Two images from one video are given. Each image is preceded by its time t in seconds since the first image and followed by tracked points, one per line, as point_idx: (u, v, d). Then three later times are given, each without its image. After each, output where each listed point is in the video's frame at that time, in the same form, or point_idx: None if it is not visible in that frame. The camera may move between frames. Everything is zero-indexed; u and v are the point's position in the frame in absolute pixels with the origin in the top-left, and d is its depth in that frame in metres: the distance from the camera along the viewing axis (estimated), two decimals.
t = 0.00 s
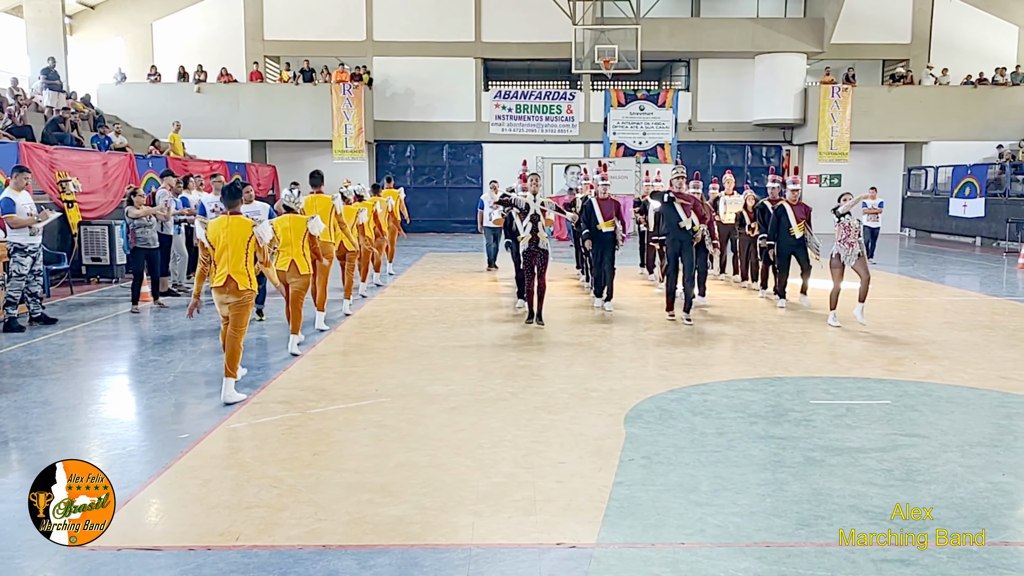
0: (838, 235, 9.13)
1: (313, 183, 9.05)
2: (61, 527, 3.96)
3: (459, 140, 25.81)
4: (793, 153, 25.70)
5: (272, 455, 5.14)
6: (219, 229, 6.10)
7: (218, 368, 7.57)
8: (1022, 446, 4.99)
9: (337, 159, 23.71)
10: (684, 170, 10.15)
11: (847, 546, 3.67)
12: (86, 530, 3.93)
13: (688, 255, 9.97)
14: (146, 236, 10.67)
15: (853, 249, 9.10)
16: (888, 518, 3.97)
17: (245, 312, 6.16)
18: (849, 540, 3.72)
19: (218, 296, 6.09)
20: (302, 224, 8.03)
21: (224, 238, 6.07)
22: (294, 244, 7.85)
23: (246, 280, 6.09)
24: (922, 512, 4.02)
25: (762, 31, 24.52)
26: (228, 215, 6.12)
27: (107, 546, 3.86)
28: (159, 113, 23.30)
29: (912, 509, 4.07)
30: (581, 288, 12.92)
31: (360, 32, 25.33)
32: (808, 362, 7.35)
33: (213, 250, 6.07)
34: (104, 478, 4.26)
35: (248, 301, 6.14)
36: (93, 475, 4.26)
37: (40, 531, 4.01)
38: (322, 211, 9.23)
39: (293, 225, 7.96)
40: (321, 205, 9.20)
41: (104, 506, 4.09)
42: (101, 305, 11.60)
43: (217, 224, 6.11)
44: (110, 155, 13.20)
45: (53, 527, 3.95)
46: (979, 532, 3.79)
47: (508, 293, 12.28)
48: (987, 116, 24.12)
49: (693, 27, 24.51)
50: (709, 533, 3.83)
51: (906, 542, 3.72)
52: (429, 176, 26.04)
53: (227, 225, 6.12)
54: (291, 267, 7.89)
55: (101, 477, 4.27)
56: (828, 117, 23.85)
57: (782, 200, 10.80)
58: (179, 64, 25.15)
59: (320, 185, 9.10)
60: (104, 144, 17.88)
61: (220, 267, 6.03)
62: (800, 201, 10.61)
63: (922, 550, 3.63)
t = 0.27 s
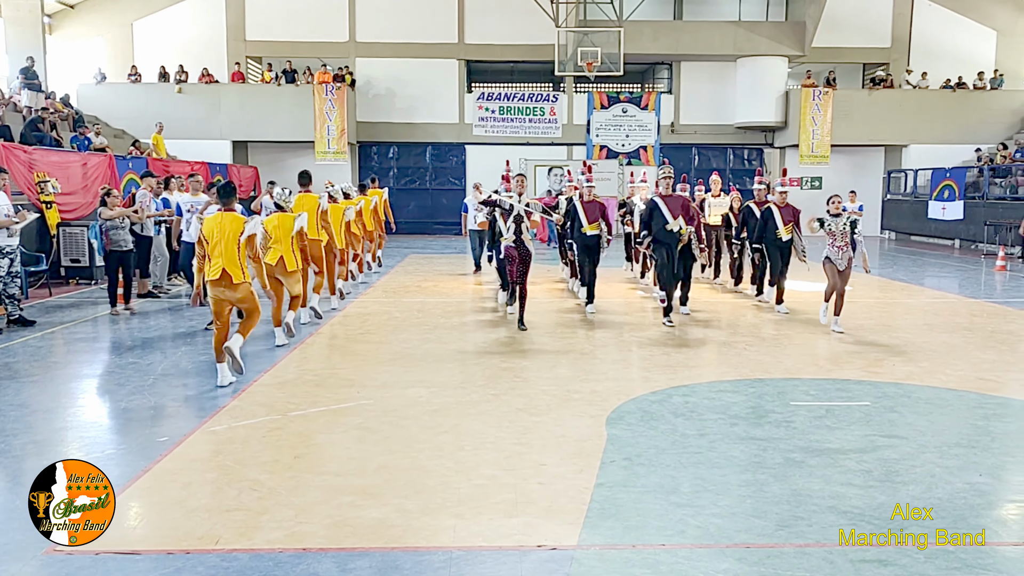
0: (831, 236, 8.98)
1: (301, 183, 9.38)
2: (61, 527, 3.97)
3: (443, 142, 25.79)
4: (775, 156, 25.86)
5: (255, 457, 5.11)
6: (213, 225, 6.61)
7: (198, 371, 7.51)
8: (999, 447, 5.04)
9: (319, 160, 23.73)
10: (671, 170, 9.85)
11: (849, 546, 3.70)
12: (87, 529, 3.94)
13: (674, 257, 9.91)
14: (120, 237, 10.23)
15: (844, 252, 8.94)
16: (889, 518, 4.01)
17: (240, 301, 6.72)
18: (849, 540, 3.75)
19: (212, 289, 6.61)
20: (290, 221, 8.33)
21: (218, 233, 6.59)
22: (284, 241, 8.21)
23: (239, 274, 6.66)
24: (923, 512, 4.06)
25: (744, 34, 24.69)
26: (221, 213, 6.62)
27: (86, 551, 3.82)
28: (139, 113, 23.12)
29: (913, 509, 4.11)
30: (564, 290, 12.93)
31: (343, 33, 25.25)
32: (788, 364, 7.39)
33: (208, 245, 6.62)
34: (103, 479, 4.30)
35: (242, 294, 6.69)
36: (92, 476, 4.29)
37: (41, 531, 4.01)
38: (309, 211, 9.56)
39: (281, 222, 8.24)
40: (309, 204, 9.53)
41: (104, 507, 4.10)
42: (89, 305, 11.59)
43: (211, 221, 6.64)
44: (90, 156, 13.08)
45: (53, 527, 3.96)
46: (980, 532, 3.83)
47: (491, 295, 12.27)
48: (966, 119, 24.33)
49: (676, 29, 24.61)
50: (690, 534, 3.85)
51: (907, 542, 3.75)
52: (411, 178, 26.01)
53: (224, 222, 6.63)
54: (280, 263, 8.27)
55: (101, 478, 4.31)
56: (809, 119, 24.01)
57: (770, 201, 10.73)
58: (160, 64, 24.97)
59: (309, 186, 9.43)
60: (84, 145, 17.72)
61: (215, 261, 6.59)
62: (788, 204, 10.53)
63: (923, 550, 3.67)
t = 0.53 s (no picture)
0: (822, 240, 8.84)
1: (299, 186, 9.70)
2: (61, 527, 3.98)
3: (433, 143, 25.79)
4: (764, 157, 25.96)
5: (244, 459, 5.11)
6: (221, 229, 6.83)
7: (190, 373, 7.50)
8: (986, 447, 5.07)
9: (310, 161, 23.49)
10: (661, 171, 9.59)
11: (849, 546, 3.72)
12: (87, 529, 3.96)
13: (669, 263, 9.62)
14: (105, 240, 9.97)
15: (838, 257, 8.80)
16: (890, 518, 4.04)
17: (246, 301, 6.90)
18: (849, 540, 3.78)
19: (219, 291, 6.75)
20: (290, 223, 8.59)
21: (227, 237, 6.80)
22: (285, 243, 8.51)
23: (248, 274, 6.88)
24: (923, 512, 4.09)
25: (734, 35, 24.72)
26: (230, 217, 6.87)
27: (73, 552, 3.82)
28: (128, 114, 23.03)
29: (912, 509, 4.14)
30: (555, 291, 12.95)
31: (333, 33, 25.22)
32: (777, 364, 7.44)
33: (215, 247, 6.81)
34: (105, 478, 4.33)
35: (250, 293, 6.91)
36: (91, 476, 4.31)
37: (40, 531, 4.03)
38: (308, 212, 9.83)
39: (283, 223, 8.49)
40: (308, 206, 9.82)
41: (104, 507, 4.12)
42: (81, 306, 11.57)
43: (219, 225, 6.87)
44: (79, 157, 13.01)
45: (54, 527, 3.98)
46: (980, 532, 3.86)
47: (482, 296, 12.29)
48: (954, 121, 24.49)
49: (666, 31, 24.67)
50: (677, 534, 3.87)
51: (907, 542, 3.77)
52: (402, 179, 25.99)
53: (231, 225, 6.86)
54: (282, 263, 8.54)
55: (101, 477, 4.33)
56: (799, 120, 24.09)
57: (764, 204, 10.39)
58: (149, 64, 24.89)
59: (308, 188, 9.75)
60: (73, 145, 17.64)
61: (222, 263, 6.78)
62: (782, 207, 10.19)
63: (923, 550, 3.70)
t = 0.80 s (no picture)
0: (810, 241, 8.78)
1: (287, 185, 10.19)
2: (61, 526, 3.98)
3: (414, 144, 25.72)
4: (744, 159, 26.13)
5: (223, 461, 5.07)
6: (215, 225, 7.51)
7: (168, 374, 7.45)
8: (962, 446, 5.12)
9: (289, 162, 23.51)
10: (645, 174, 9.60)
11: (851, 546, 3.73)
12: (87, 529, 3.96)
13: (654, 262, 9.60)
14: (78, 240, 9.89)
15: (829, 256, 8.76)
16: (889, 518, 4.05)
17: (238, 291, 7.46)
18: (849, 540, 3.79)
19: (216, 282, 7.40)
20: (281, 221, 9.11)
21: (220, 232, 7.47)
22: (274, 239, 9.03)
23: (240, 266, 7.43)
24: (922, 512, 4.10)
25: (714, 37, 24.95)
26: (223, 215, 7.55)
27: (47, 556, 3.77)
28: (104, 113, 22.77)
29: (912, 509, 4.15)
30: (536, 292, 12.95)
31: (313, 34, 25.10)
32: (756, 364, 7.48)
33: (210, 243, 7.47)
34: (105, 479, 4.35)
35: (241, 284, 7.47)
36: (91, 477, 4.34)
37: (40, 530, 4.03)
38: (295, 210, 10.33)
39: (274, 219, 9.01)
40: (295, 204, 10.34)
41: (104, 507, 4.14)
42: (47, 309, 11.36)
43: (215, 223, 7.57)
44: (54, 157, 12.89)
45: (53, 527, 3.97)
46: (979, 532, 3.87)
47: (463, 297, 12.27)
48: (931, 123, 24.76)
49: (646, 33, 24.77)
50: (659, 534, 3.87)
51: (907, 542, 3.79)
52: (383, 179, 25.90)
53: (225, 222, 7.53)
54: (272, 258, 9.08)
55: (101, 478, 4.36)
56: (778, 122, 24.22)
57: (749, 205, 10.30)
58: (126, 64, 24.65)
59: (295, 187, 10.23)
60: (49, 145, 17.44)
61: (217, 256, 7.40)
62: (767, 208, 10.08)
63: (922, 550, 3.71)
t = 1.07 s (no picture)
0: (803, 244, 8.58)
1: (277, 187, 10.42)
2: (61, 526, 3.98)
3: (400, 144, 25.66)
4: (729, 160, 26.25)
5: (209, 463, 5.04)
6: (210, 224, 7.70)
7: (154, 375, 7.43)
8: (945, 446, 5.16)
9: (275, 162, 23.45)
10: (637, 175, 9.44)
11: (853, 546, 3.75)
12: (86, 530, 3.97)
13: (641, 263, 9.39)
14: (59, 242, 9.80)
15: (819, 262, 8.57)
16: (890, 518, 4.07)
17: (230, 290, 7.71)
18: (849, 540, 3.81)
19: (211, 280, 7.79)
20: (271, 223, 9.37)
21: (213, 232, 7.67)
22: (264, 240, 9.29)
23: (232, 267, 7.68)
24: (923, 512, 4.13)
25: (700, 39, 25.01)
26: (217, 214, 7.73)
27: (32, 560, 3.74)
28: (87, 113, 22.60)
29: (913, 509, 4.17)
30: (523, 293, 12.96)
31: (298, 34, 25.00)
32: (741, 365, 7.51)
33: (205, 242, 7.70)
34: (104, 478, 4.34)
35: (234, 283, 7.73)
36: (91, 476, 4.31)
37: (40, 530, 4.03)
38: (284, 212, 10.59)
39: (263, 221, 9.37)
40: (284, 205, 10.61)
41: (104, 506, 4.15)
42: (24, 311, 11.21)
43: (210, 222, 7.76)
44: (37, 158, 12.73)
45: (54, 527, 3.97)
46: (980, 532, 3.89)
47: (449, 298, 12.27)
48: (914, 125, 24.99)
49: (632, 35, 24.84)
50: (645, 535, 3.88)
51: (908, 542, 3.81)
52: (369, 180, 25.85)
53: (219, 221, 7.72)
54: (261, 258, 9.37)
55: (101, 478, 4.34)
56: (763, 124, 24.34)
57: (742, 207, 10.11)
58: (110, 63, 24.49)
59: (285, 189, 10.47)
60: (31, 145, 17.28)
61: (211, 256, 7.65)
62: (759, 210, 9.89)
63: (922, 550, 3.72)
